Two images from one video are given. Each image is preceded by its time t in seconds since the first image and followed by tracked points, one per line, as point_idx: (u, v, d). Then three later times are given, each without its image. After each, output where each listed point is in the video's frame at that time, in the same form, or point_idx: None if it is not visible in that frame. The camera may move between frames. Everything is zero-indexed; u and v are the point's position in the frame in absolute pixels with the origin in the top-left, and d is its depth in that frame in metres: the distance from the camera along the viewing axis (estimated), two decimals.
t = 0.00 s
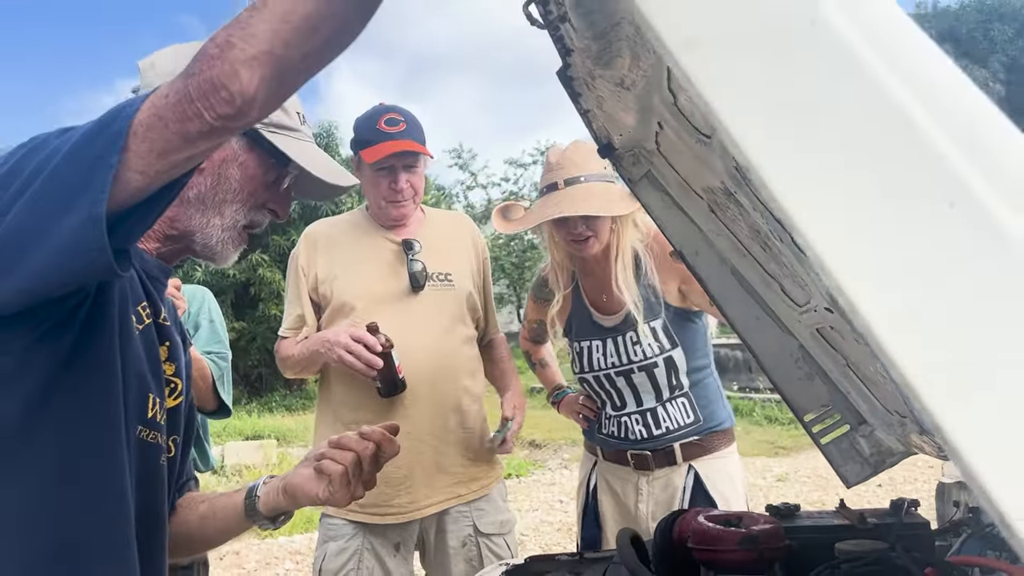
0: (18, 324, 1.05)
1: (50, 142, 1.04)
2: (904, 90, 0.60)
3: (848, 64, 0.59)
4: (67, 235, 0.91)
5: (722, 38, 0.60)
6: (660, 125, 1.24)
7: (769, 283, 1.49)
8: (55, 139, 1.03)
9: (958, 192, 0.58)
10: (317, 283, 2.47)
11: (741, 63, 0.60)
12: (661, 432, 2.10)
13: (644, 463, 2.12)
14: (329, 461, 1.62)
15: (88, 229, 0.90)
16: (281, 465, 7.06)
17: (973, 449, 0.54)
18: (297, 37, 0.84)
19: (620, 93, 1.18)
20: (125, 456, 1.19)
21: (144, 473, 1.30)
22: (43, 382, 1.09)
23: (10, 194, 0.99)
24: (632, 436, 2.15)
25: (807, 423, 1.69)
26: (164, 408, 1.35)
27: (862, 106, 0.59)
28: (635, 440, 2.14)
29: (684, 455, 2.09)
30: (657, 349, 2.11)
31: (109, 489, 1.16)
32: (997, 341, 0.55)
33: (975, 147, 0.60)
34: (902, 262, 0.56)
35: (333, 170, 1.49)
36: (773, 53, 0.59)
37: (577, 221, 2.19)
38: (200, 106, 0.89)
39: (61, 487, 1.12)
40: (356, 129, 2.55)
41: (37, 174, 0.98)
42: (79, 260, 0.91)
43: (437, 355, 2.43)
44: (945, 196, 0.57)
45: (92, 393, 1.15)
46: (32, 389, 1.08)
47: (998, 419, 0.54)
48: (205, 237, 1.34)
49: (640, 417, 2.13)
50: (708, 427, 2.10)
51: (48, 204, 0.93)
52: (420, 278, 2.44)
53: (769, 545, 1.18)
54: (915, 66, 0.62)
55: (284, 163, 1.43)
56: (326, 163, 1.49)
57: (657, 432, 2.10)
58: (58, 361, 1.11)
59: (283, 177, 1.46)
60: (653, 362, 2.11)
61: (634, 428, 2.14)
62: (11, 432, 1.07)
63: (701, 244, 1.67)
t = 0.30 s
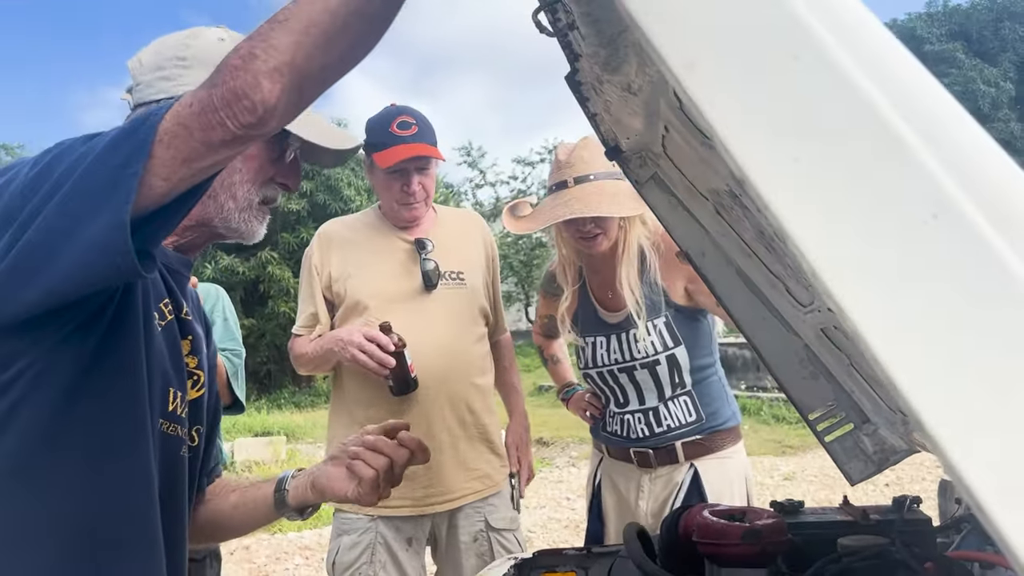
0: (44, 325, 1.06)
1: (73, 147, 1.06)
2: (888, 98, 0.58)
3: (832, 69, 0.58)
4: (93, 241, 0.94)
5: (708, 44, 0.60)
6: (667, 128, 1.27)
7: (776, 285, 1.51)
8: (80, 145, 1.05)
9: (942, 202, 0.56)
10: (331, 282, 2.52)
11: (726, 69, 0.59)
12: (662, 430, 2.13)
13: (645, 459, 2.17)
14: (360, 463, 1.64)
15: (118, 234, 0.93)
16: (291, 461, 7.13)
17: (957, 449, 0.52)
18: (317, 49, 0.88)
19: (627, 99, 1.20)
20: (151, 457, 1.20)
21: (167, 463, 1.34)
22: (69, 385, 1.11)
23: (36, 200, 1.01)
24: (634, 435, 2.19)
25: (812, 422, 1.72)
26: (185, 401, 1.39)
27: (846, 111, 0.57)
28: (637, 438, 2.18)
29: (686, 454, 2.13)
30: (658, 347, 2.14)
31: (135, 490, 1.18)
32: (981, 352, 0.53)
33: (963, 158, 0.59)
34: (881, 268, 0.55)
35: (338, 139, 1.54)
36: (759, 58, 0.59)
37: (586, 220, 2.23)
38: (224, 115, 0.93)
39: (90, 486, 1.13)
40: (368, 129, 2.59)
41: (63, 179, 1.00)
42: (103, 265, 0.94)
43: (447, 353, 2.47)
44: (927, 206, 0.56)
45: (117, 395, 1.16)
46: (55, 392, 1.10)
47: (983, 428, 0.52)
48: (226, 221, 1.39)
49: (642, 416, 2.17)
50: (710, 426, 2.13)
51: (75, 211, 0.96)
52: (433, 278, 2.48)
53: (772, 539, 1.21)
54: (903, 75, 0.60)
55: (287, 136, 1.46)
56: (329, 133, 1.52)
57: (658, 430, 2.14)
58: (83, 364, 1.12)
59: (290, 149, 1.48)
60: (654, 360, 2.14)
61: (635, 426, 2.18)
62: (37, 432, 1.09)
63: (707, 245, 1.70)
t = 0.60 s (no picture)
0: (64, 318, 1.08)
1: (88, 139, 1.07)
2: (888, 97, 0.60)
3: (835, 69, 0.60)
4: (110, 234, 0.96)
5: (716, 45, 0.61)
6: (671, 127, 1.29)
7: (779, 281, 1.52)
8: (94, 140, 1.05)
9: (939, 197, 0.58)
10: (341, 276, 2.54)
11: (733, 69, 0.61)
12: (663, 424, 2.16)
13: (647, 456, 2.19)
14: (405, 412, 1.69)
15: (132, 229, 0.95)
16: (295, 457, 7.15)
17: (951, 434, 0.54)
18: (331, 47, 0.91)
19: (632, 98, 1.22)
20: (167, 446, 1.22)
21: (185, 450, 1.36)
22: (85, 378, 1.13)
23: (54, 194, 1.03)
24: (634, 429, 2.22)
25: (815, 418, 1.73)
26: (199, 387, 1.41)
27: (848, 110, 0.59)
28: (637, 433, 2.21)
29: (685, 450, 2.14)
30: (659, 340, 2.17)
31: (153, 480, 1.20)
32: (974, 342, 0.55)
33: (960, 156, 0.61)
34: (880, 261, 0.57)
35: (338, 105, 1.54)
36: (764, 58, 0.60)
37: (587, 208, 2.26)
38: (237, 110, 0.95)
39: (108, 478, 1.15)
40: (381, 129, 2.62)
41: (79, 172, 1.02)
42: (121, 257, 0.96)
43: (454, 348, 2.49)
44: (925, 202, 0.58)
45: (131, 387, 1.18)
46: (71, 385, 1.11)
47: (976, 414, 0.54)
48: (236, 198, 1.40)
49: (641, 410, 2.20)
50: (710, 423, 2.14)
51: (91, 205, 0.97)
52: (445, 272, 2.52)
53: (775, 531, 1.23)
54: (903, 72, 0.62)
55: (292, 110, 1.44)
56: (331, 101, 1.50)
57: (657, 424, 2.17)
58: (97, 358, 1.14)
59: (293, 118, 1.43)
60: (654, 353, 2.17)
61: (636, 420, 2.21)
62: (52, 428, 1.10)
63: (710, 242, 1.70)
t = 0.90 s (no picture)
0: (70, 314, 1.09)
1: (96, 135, 1.07)
2: (886, 96, 0.61)
3: (834, 68, 0.61)
4: (121, 229, 0.96)
5: (718, 45, 0.62)
6: (673, 125, 1.30)
7: (778, 278, 1.53)
8: (102, 136, 1.05)
9: (938, 194, 0.59)
10: (342, 273, 2.54)
11: (735, 67, 0.61)
12: (658, 415, 2.18)
13: (643, 450, 2.21)
14: (418, 249, 1.73)
15: (141, 224, 0.95)
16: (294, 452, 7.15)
17: (954, 425, 0.54)
18: (338, 47, 0.92)
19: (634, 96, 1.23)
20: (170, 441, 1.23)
21: (188, 445, 1.37)
22: (89, 374, 1.13)
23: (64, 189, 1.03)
24: (633, 420, 2.24)
25: (814, 415, 1.74)
26: (199, 378, 1.41)
27: (848, 107, 0.60)
28: (636, 423, 2.23)
29: (682, 445, 2.16)
30: (660, 330, 2.17)
31: (155, 475, 1.20)
32: (974, 336, 0.55)
33: (957, 154, 0.61)
34: (881, 256, 0.57)
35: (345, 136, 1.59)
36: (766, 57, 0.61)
37: (588, 197, 2.26)
38: (246, 109, 0.95)
39: (111, 472, 1.15)
40: (381, 125, 2.61)
41: (87, 167, 1.02)
42: (130, 254, 0.96)
43: (454, 345, 2.49)
44: (924, 198, 0.58)
45: (136, 382, 1.18)
46: (76, 379, 1.12)
47: (977, 407, 0.54)
48: (234, 213, 1.40)
49: (641, 401, 2.22)
50: (709, 418, 2.15)
51: (100, 199, 0.98)
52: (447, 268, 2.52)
53: (774, 526, 1.24)
54: (901, 72, 0.63)
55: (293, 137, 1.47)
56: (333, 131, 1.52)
57: (655, 415, 2.19)
58: (102, 353, 1.15)
59: (292, 147, 1.48)
60: (655, 343, 2.17)
61: (635, 411, 2.23)
62: (56, 424, 1.11)
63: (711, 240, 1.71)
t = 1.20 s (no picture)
0: (71, 306, 1.08)
1: (99, 129, 1.06)
2: (890, 89, 0.61)
3: (839, 62, 0.61)
4: (123, 224, 0.95)
5: (722, 37, 0.62)
6: (673, 120, 1.30)
7: (776, 275, 1.53)
8: (105, 130, 1.04)
9: (944, 190, 0.58)
10: (340, 268, 2.54)
11: (739, 61, 0.61)
12: (667, 415, 2.17)
13: (650, 450, 2.19)
14: (367, 491, 1.63)
15: (143, 218, 0.94)
16: (292, 448, 7.15)
17: (954, 426, 0.54)
18: (344, 39, 0.91)
19: (636, 90, 1.23)
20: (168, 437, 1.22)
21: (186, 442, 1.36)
22: (89, 368, 1.13)
23: (65, 184, 1.01)
24: (640, 419, 2.21)
25: (810, 413, 1.74)
26: (199, 377, 1.41)
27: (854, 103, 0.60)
28: (643, 423, 2.21)
29: (691, 445, 2.15)
30: (671, 329, 2.15)
31: (152, 470, 1.20)
32: (976, 334, 0.55)
33: (961, 149, 0.61)
34: (883, 254, 0.57)
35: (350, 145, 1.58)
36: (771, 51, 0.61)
37: (586, 191, 2.26)
38: (251, 102, 0.94)
39: (109, 466, 1.15)
40: (381, 121, 2.60)
41: (89, 162, 1.00)
42: (133, 249, 0.95)
43: (451, 341, 2.49)
44: (929, 195, 0.58)
45: (137, 378, 1.18)
46: (76, 373, 1.11)
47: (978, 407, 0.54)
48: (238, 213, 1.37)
49: (651, 401, 2.19)
50: (717, 417, 2.15)
51: (101, 194, 0.96)
52: (442, 266, 2.51)
53: (769, 525, 1.24)
54: (907, 67, 0.63)
55: (301, 139, 1.46)
56: (340, 136, 1.50)
57: (663, 414, 2.17)
58: (103, 346, 1.14)
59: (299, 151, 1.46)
60: (666, 343, 2.16)
61: (642, 410, 2.21)
62: (54, 418, 1.10)
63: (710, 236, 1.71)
